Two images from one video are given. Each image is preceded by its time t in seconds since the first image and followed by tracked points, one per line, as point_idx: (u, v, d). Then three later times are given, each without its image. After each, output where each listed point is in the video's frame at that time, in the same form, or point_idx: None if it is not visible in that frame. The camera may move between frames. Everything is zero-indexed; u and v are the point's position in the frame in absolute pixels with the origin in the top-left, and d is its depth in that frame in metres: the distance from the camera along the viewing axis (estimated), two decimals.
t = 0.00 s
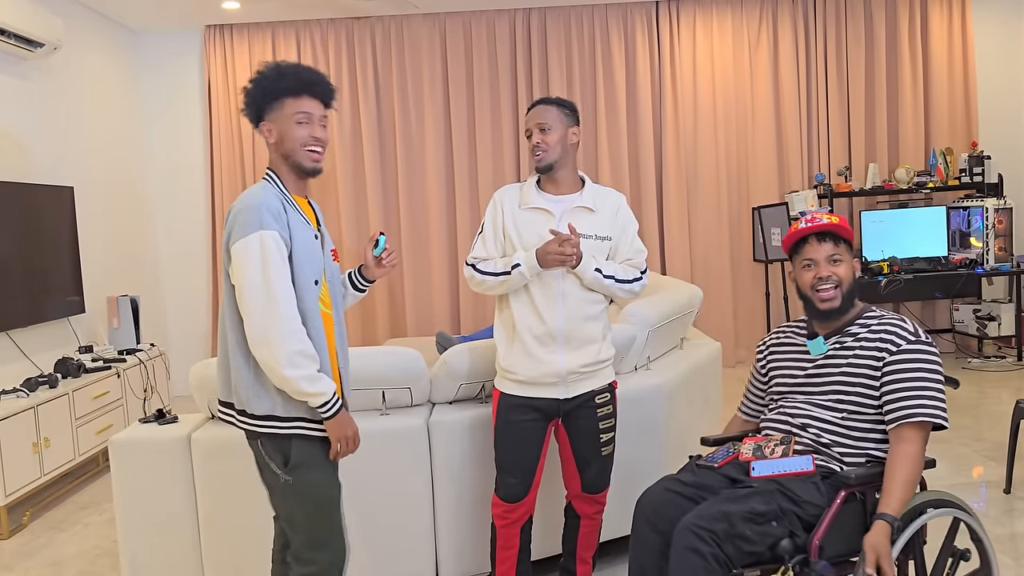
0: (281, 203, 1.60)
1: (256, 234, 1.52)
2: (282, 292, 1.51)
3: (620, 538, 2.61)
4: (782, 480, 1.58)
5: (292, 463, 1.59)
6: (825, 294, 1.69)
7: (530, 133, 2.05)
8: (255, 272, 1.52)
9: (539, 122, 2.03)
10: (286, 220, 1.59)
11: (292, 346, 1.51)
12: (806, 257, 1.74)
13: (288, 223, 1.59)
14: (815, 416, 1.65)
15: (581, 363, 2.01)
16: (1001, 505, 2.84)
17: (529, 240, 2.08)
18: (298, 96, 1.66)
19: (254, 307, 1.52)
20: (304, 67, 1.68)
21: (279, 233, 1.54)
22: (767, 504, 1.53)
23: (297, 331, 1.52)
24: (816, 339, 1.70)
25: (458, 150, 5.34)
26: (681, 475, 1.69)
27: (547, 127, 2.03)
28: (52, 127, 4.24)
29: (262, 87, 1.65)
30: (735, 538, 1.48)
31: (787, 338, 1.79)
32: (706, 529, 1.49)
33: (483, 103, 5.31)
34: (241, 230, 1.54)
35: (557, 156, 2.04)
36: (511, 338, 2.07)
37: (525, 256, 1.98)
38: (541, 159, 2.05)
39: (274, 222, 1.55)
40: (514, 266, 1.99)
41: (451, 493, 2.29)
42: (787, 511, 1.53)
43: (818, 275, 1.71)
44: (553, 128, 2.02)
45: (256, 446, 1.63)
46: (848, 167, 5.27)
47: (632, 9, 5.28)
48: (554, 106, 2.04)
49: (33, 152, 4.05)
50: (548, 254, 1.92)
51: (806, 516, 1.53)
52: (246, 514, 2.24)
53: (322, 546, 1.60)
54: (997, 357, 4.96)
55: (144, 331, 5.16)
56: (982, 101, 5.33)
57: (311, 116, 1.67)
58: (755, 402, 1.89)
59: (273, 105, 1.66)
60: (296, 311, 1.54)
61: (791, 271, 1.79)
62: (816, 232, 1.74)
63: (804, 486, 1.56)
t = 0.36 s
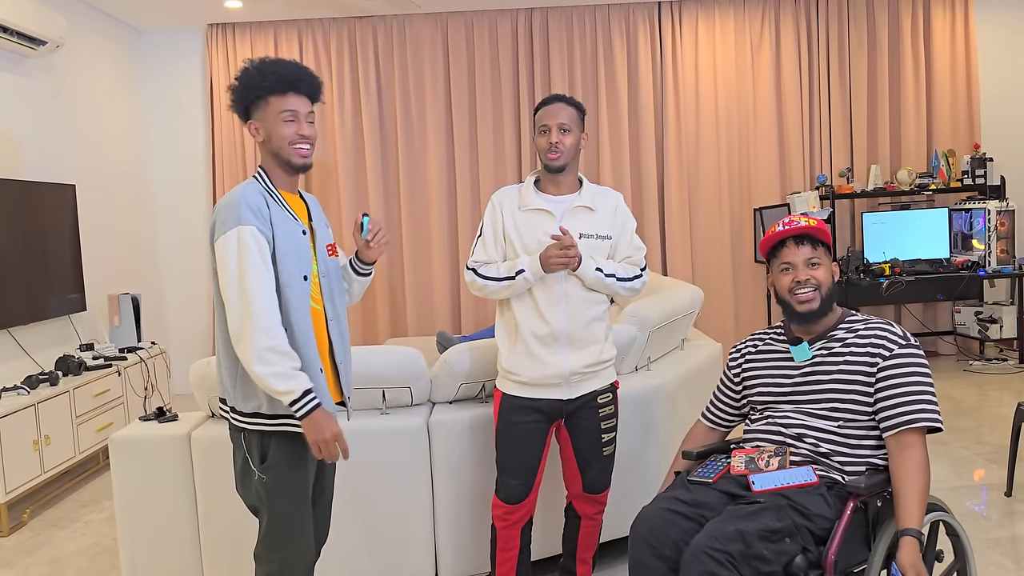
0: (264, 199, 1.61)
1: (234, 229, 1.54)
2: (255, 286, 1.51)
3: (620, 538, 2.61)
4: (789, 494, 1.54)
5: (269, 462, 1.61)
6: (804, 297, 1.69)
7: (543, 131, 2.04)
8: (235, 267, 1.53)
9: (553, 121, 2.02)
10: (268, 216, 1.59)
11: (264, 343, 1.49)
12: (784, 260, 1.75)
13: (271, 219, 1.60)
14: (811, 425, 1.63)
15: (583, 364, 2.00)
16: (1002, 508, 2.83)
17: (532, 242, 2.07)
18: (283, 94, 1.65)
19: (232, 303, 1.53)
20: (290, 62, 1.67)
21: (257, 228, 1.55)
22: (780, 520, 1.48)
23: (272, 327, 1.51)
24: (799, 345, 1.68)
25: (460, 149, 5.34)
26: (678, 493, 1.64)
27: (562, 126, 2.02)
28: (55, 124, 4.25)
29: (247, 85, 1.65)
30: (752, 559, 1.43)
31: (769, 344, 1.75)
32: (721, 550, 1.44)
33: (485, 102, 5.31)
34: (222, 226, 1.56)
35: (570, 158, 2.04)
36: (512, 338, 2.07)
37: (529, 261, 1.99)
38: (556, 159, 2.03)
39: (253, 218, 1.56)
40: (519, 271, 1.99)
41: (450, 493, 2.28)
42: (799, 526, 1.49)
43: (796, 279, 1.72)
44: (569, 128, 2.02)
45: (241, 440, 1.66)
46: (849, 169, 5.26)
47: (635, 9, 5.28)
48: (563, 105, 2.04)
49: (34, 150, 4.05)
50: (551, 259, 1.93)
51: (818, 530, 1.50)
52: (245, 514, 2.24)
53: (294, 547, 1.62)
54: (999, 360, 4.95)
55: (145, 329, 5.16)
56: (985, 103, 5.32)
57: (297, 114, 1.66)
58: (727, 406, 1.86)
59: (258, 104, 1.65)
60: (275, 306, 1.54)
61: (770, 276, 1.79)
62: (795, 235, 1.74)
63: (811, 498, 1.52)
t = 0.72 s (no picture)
0: (258, 199, 1.60)
1: (224, 231, 1.53)
2: (237, 290, 1.50)
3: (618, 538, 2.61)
4: (795, 504, 1.52)
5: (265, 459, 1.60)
6: (789, 299, 1.68)
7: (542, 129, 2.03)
8: (220, 269, 1.52)
9: (552, 120, 2.01)
10: (260, 217, 1.59)
11: (236, 350, 1.49)
12: (769, 261, 1.75)
13: (263, 219, 1.59)
14: (804, 431, 1.62)
15: (585, 363, 2.00)
16: (1001, 509, 2.83)
17: (533, 242, 2.06)
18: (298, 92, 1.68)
19: (214, 302, 1.54)
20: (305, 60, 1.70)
21: (246, 231, 1.54)
22: (790, 532, 1.47)
23: (248, 333, 1.50)
24: (789, 348, 1.66)
25: (459, 149, 5.34)
26: (677, 508, 1.61)
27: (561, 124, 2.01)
28: (54, 121, 4.25)
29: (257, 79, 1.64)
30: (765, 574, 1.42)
31: (757, 349, 1.73)
32: (734, 567, 1.43)
33: (485, 101, 5.31)
34: (213, 224, 1.56)
35: (570, 157, 2.03)
36: (512, 336, 2.07)
37: (527, 262, 1.97)
38: (557, 158, 2.02)
39: (245, 220, 1.55)
40: (518, 272, 1.98)
41: (446, 491, 2.28)
42: (809, 538, 1.47)
43: (782, 281, 1.71)
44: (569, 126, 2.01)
45: (235, 438, 1.64)
46: (850, 169, 5.26)
47: (635, 8, 5.27)
48: (564, 103, 2.04)
49: (34, 148, 4.05)
50: (551, 258, 1.91)
51: (826, 540, 1.48)
52: (243, 513, 2.24)
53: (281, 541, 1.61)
54: (998, 361, 4.94)
55: (144, 327, 5.16)
56: (986, 102, 5.32)
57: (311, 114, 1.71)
58: (710, 415, 1.84)
59: (273, 98, 1.65)
60: (258, 310, 1.53)
61: (754, 276, 1.79)
62: (779, 236, 1.74)
63: (817, 507, 1.50)
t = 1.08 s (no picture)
0: (256, 200, 1.60)
1: (224, 232, 1.53)
2: (243, 289, 1.51)
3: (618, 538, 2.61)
4: (797, 509, 1.51)
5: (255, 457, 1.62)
6: (782, 300, 1.68)
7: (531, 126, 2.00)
8: (222, 269, 1.52)
9: (540, 117, 1.98)
10: (258, 218, 1.58)
11: (251, 347, 1.49)
12: (762, 261, 1.74)
13: (261, 221, 1.59)
14: (802, 434, 1.62)
15: (579, 368, 1.99)
16: (1000, 510, 2.82)
17: (523, 244, 2.04)
18: (270, 94, 1.64)
19: (218, 301, 1.53)
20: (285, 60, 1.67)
21: (246, 232, 1.54)
22: (796, 539, 1.46)
23: (261, 331, 1.51)
24: (785, 349, 1.66)
25: (459, 147, 5.34)
26: (678, 517, 1.61)
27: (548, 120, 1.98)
28: (54, 118, 4.24)
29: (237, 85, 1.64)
30: None
31: (751, 349, 1.73)
32: None
33: (486, 98, 5.31)
34: (212, 224, 1.56)
35: (561, 155, 2.00)
36: (506, 342, 2.03)
37: (515, 268, 1.95)
38: (547, 156, 2.00)
39: (243, 221, 1.55)
40: (505, 278, 1.95)
41: (445, 488, 2.28)
42: (815, 544, 1.47)
43: (775, 281, 1.71)
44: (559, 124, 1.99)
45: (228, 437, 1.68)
46: (850, 169, 5.26)
47: (636, 7, 5.27)
48: (555, 100, 2.01)
49: (33, 145, 4.05)
50: (544, 261, 1.90)
51: (831, 546, 1.48)
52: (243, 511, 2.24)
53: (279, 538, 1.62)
54: (998, 361, 4.94)
55: (144, 324, 5.16)
56: (986, 102, 5.31)
57: (282, 114, 1.65)
58: (701, 416, 1.83)
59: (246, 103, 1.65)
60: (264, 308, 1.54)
61: (747, 277, 1.79)
62: (772, 235, 1.74)
63: (821, 513, 1.50)
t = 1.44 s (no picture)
0: (275, 196, 1.64)
1: (238, 225, 1.59)
2: (248, 282, 1.56)
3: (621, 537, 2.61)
4: (803, 510, 1.52)
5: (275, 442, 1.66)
6: (787, 299, 1.69)
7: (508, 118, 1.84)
8: (235, 263, 1.57)
9: (517, 110, 1.83)
10: (275, 214, 1.62)
11: (251, 338, 1.54)
12: (765, 261, 1.75)
13: (277, 216, 1.62)
14: (805, 433, 1.62)
15: (568, 375, 1.84)
16: (1004, 509, 2.82)
17: (504, 247, 1.88)
18: (303, 94, 1.66)
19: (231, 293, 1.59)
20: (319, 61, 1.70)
21: (258, 226, 1.59)
22: (804, 541, 1.46)
23: (262, 323, 1.55)
24: (789, 350, 1.66)
25: (464, 146, 5.34)
26: (684, 518, 1.61)
27: (524, 113, 1.82)
28: (59, 117, 4.25)
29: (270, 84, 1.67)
30: None
31: (753, 349, 1.73)
32: None
33: (491, 98, 5.32)
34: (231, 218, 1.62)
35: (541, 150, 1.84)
36: (489, 349, 1.88)
37: (497, 270, 1.80)
38: (526, 152, 1.84)
39: (257, 216, 1.59)
40: (485, 282, 1.80)
41: (449, 487, 2.28)
42: (822, 546, 1.47)
43: (779, 282, 1.71)
44: (537, 117, 1.83)
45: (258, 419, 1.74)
46: (854, 169, 5.26)
47: (640, 6, 5.27)
48: (534, 93, 1.84)
49: (38, 144, 4.05)
50: (525, 266, 1.74)
51: (838, 547, 1.48)
52: (248, 509, 2.24)
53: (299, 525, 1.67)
54: (1001, 361, 4.94)
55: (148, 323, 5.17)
56: (990, 102, 5.31)
57: (315, 113, 1.67)
58: (704, 417, 1.83)
59: (280, 102, 1.67)
60: (270, 302, 1.57)
61: (750, 277, 1.79)
62: (775, 236, 1.74)
63: (828, 514, 1.51)
